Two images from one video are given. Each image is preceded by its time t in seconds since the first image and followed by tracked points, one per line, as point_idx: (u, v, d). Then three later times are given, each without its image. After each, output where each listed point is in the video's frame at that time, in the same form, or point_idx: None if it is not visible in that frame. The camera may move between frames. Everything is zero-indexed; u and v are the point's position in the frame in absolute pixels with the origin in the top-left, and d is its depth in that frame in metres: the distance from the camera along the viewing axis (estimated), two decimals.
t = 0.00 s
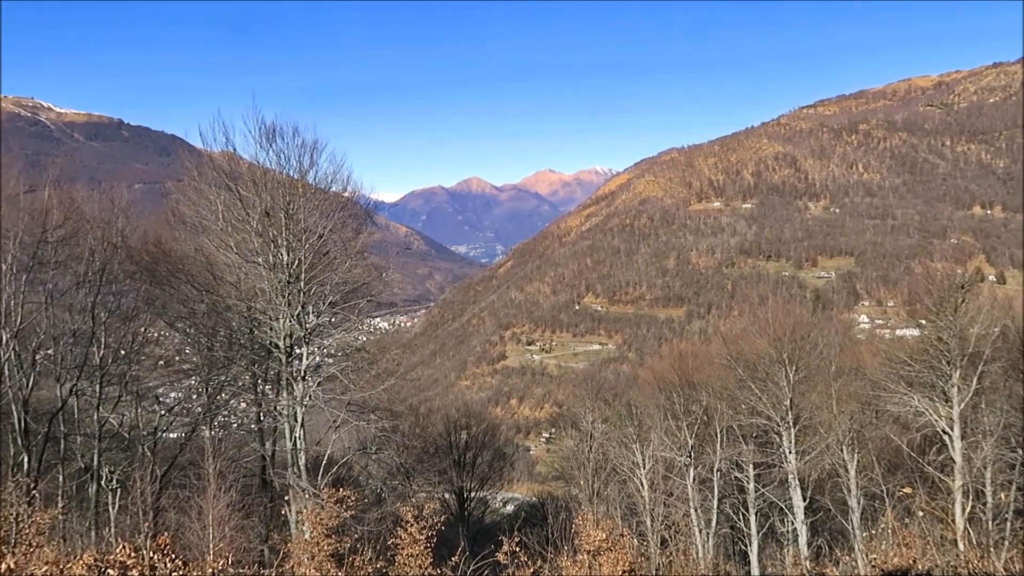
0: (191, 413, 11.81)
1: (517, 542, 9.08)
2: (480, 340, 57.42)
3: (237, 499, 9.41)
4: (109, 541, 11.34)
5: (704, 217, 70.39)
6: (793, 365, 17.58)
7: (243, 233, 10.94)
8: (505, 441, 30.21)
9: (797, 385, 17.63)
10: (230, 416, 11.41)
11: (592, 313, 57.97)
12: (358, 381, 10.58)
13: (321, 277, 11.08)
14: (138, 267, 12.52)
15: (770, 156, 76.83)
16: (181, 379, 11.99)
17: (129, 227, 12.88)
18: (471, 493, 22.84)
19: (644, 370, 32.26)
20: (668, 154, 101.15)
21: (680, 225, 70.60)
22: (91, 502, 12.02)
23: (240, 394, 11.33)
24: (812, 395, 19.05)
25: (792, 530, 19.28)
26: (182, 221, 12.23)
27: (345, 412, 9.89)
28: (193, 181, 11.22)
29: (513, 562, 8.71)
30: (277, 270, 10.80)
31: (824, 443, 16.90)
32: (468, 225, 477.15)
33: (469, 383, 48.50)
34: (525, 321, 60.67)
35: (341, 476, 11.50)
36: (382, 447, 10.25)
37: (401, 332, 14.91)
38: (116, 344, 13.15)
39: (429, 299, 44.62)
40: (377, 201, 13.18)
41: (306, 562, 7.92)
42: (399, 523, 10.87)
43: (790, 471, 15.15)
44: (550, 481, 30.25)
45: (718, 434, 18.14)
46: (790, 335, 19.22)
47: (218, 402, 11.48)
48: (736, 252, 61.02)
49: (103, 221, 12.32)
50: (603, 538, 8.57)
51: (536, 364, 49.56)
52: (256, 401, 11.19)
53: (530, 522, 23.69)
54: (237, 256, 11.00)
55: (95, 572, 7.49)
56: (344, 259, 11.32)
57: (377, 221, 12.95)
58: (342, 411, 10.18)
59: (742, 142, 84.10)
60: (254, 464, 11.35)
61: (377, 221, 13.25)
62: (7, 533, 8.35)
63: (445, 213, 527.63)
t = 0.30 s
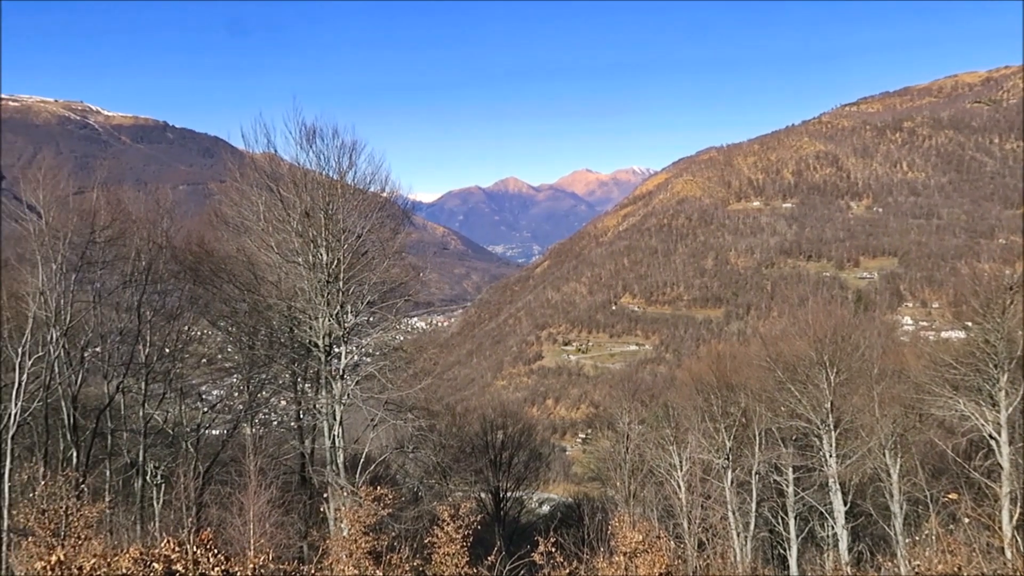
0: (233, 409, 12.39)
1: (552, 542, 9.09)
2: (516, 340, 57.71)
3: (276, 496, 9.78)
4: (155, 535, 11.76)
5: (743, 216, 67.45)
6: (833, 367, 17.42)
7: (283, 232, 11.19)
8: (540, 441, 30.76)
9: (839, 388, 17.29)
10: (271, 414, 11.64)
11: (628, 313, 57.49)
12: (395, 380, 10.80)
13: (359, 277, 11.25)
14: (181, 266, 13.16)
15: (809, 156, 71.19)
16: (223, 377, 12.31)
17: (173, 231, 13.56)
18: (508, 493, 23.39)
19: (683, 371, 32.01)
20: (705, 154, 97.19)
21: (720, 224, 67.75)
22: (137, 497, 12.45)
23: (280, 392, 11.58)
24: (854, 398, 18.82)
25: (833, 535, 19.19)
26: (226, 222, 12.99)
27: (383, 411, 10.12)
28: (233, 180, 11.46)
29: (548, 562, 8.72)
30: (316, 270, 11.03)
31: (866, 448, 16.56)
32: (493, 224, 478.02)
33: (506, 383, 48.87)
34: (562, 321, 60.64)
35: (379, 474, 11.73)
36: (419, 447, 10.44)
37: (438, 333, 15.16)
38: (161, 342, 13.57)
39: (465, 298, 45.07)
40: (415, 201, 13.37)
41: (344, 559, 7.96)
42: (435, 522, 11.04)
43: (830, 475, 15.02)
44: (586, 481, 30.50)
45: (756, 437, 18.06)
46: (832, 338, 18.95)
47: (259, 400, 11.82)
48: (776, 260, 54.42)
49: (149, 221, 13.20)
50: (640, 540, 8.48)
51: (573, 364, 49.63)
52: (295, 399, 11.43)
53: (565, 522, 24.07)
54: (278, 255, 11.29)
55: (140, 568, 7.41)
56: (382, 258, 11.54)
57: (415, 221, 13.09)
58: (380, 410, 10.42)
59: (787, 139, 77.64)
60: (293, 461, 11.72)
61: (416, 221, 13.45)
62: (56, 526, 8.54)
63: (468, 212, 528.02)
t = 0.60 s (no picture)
0: (270, 407, 12.74)
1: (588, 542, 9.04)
2: (552, 340, 57.90)
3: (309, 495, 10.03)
4: (195, 529, 11.96)
5: (786, 215, 59.90)
6: (876, 371, 17.74)
7: (320, 231, 11.50)
8: (578, 441, 30.98)
9: (882, 392, 17.98)
10: (308, 411, 12.05)
11: (666, 313, 56.87)
12: (431, 379, 11.09)
13: (395, 276, 11.50)
14: (222, 265, 13.34)
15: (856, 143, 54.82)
16: (262, 375, 12.68)
17: (213, 229, 13.94)
18: (543, 493, 24.41)
19: (722, 371, 31.65)
20: (745, 150, 91.97)
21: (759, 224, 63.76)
22: (177, 492, 12.80)
23: (318, 390, 11.87)
24: (898, 401, 18.72)
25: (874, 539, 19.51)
26: (266, 222, 13.08)
27: (420, 410, 10.34)
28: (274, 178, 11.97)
29: (584, 563, 8.71)
30: (354, 269, 11.30)
31: (911, 453, 17.44)
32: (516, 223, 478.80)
33: (541, 383, 49.11)
34: (597, 320, 60.44)
35: (415, 471, 11.83)
36: (454, 447, 10.64)
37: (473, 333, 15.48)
38: (202, 340, 13.77)
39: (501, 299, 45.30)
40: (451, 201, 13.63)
41: (380, 557, 8.02)
42: (470, 520, 11.14)
43: (875, 481, 16.01)
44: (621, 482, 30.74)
45: (798, 440, 18.70)
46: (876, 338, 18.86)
47: (296, 397, 12.14)
48: (822, 269, 43.84)
49: (191, 222, 13.57)
50: (676, 542, 8.40)
51: (608, 364, 49.66)
52: (332, 396, 11.71)
53: (601, 524, 24.39)
54: (317, 253, 11.39)
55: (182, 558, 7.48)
56: (419, 258, 11.82)
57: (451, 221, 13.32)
58: (415, 408, 10.69)
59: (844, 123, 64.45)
60: (330, 458, 12.00)
61: (451, 221, 13.77)
62: (101, 519, 8.77)
63: (492, 210, 528.45)
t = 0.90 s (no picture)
0: (304, 403, 13.51)
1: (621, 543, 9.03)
2: (585, 339, 57.47)
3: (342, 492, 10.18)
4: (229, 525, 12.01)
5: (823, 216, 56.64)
6: (918, 372, 17.01)
7: (354, 229, 12.06)
8: (610, 441, 30.84)
9: (925, 393, 17.18)
10: (341, 409, 12.51)
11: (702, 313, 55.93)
12: (462, 378, 11.55)
13: (429, 275, 11.91)
14: (256, 264, 14.02)
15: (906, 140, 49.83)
16: (296, 371, 13.54)
17: (248, 226, 14.41)
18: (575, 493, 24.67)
19: (758, 373, 31.13)
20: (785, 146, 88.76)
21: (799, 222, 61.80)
22: (211, 487, 12.84)
23: (351, 387, 12.38)
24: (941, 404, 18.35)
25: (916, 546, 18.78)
26: (300, 222, 13.95)
27: (452, 407, 10.77)
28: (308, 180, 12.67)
29: (617, 564, 8.71)
30: (386, 268, 11.80)
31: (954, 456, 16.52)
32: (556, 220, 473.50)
33: (574, 382, 48.89)
34: (632, 319, 59.51)
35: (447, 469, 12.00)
36: (486, 446, 10.97)
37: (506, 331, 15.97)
38: (236, 337, 14.26)
39: (534, 297, 44.87)
40: (482, 202, 14.07)
41: (411, 554, 8.04)
42: (501, 520, 11.22)
43: (916, 485, 15.41)
44: (656, 484, 30.46)
45: (835, 441, 18.11)
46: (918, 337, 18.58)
47: (328, 394, 12.79)
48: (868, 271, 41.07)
49: (228, 221, 13.88)
50: (710, 545, 8.37)
51: (642, 364, 49.22)
52: (365, 394, 12.12)
53: (633, 525, 24.36)
54: (350, 252, 11.96)
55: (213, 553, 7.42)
56: (451, 257, 12.27)
57: (482, 221, 13.81)
58: (447, 407, 11.24)
59: (888, 121, 59.01)
60: (361, 456, 12.39)
61: (482, 222, 14.25)
62: (137, 513, 8.85)
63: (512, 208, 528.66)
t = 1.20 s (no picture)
0: (331, 401, 13.69)
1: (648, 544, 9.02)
2: (613, 339, 57.53)
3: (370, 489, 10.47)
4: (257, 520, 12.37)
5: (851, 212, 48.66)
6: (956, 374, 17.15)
7: (382, 227, 12.38)
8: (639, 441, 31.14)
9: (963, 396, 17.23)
10: (368, 406, 12.87)
11: (733, 314, 55.62)
12: (490, 376, 11.89)
13: (456, 273, 12.20)
14: (286, 261, 14.20)
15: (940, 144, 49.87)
16: (324, 369, 13.72)
17: (277, 225, 14.73)
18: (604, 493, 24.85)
19: (790, 373, 30.95)
20: (822, 144, 87.11)
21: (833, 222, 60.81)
22: (239, 484, 13.10)
23: (378, 384, 12.69)
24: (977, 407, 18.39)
25: (953, 551, 18.91)
26: (328, 219, 14.02)
27: (477, 405, 11.26)
28: (337, 178, 12.85)
29: (644, 564, 8.73)
30: (414, 266, 12.19)
31: (994, 462, 16.50)
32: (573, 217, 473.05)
33: (603, 381, 49.14)
34: (663, 320, 59.43)
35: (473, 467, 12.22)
36: (513, 445, 11.43)
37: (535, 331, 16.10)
38: (265, 335, 14.62)
39: (562, 296, 44.70)
40: (510, 201, 14.24)
41: (437, 551, 8.05)
42: (526, 520, 11.41)
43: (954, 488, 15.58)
44: (685, 484, 30.74)
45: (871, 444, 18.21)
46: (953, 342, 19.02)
47: (355, 392, 13.09)
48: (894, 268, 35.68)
49: (256, 220, 14.13)
50: (739, 546, 8.30)
51: (672, 364, 49.28)
52: (392, 391, 12.54)
53: (662, 526, 24.68)
54: (378, 250, 12.32)
55: (240, 544, 7.43)
56: (478, 256, 12.54)
57: (510, 219, 14.00)
58: (474, 406, 11.61)
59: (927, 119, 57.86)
60: (388, 453, 12.75)
61: (511, 220, 14.44)
62: (165, 506, 8.82)
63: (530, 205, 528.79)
